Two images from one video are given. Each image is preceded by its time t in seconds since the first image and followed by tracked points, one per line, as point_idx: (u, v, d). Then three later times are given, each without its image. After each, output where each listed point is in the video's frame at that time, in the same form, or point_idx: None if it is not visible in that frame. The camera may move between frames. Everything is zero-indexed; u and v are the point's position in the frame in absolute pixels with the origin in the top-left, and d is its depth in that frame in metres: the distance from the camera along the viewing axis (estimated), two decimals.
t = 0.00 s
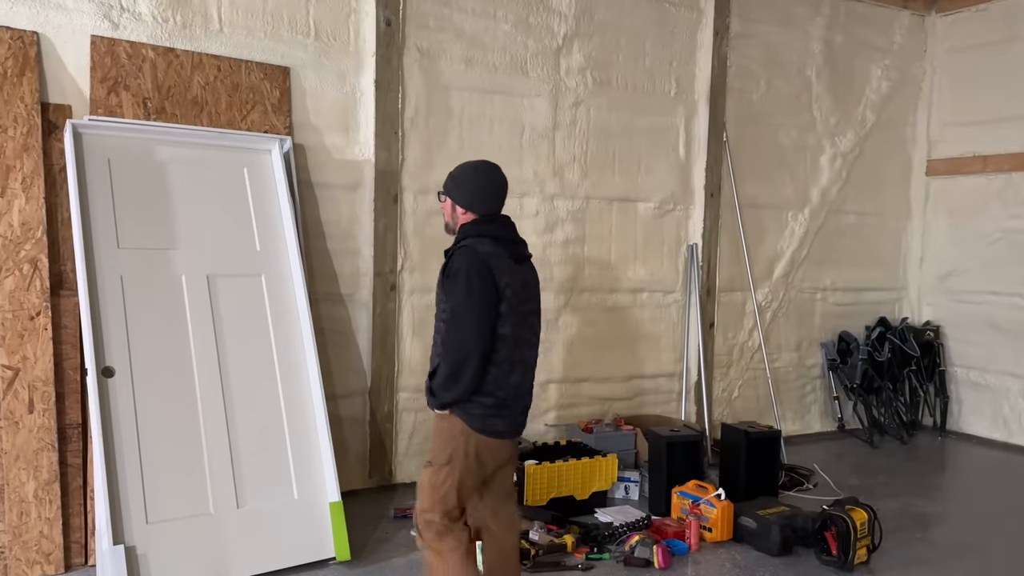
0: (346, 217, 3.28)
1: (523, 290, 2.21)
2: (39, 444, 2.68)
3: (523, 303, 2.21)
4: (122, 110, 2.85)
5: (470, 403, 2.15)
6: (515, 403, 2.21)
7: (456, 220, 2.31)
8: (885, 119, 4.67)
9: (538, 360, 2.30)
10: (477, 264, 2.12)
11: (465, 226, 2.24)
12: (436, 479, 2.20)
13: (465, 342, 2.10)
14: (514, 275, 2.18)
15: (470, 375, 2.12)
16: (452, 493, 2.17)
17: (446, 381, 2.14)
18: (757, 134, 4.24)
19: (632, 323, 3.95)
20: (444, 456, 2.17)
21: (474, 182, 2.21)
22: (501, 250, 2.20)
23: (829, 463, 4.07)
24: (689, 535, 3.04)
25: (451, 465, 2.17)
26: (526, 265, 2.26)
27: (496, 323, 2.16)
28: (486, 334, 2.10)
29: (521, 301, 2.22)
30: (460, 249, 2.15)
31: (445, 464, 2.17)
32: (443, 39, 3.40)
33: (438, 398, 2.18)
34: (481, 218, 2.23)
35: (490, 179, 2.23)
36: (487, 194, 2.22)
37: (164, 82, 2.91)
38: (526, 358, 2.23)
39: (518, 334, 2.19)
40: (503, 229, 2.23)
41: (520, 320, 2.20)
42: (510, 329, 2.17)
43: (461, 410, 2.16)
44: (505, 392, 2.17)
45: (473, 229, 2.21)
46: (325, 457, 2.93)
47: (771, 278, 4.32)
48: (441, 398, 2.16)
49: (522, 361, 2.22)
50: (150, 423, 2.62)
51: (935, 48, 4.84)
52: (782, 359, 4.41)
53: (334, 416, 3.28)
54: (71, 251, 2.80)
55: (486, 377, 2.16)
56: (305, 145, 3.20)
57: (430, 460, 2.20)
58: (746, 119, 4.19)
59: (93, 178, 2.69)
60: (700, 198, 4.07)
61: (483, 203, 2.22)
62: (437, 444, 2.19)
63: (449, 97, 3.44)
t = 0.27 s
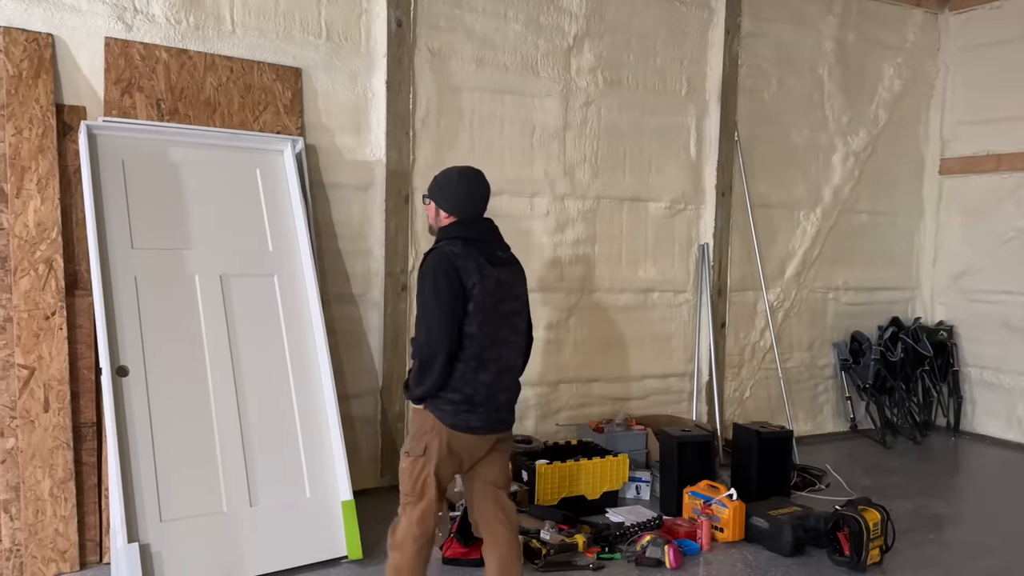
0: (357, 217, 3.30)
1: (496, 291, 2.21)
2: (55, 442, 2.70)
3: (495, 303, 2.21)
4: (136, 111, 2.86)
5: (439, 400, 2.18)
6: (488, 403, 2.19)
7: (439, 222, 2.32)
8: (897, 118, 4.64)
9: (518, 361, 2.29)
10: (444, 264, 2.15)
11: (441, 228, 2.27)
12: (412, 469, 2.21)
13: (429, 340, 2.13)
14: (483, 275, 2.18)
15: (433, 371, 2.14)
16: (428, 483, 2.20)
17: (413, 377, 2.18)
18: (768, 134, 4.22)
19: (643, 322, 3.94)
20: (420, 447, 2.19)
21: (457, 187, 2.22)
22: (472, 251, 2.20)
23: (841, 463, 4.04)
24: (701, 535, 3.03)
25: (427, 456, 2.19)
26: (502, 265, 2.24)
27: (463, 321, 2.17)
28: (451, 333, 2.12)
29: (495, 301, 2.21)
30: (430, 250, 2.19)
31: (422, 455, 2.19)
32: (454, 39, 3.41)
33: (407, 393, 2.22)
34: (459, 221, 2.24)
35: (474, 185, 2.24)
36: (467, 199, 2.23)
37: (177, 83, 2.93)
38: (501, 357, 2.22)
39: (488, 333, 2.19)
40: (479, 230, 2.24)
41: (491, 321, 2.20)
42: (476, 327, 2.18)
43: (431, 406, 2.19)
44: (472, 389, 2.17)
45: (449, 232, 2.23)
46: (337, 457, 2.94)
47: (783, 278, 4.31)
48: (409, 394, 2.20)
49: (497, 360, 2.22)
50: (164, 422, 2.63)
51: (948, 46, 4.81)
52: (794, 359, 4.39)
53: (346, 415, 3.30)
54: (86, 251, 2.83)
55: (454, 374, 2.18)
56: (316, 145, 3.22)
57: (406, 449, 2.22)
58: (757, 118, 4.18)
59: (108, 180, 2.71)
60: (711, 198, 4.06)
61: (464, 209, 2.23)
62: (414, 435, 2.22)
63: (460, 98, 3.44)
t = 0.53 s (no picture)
0: (372, 218, 3.31)
1: (460, 299, 2.21)
2: (73, 441, 2.72)
3: (459, 312, 2.21)
4: (153, 113, 2.88)
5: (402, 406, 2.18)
6: (450, 403, 2.21)
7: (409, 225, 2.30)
8: (913, 116, 4.61)
9: (481, 363, 2.30)
10: (409, 276, 2.13)
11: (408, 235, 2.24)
12: (376, 464, 2.21)
13: (394, 351, 2.12)
14: (448, 285, 2.16)
15: (395, 380, 2.14)
16: (392, 479, 2.20)
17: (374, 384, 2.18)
18: (782, 133, 4.20)
19: (656, 323, 3.93)
20: (382, 444, 2.19)
21: (425, 192, 2.19)
22: (437, 262, 2.18)
23: (857, 465, 4.02)
24: (716, 536, 3.02)
25: (390, 452, 2.19)
26: (469, 273, 2.24)
27: (426, 331, 2.16)
28: (413, 343, 2.12)
29: (459, 309, 2.21)
30: (397, 259, 2.17)
31: (384, 451, 2.19)
32: (468, 40, 3.42)
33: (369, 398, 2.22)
34: (425, 228, 2.21)
35: (445, 190, 2.22)
36: (435, 206, 2.19)
37: (193, 85, 2.95)
38: (463, 362, 2.23)
39: (451, 341, 2.19)
40: (446, 238, 2.22)
41: (454, 328, 2.20)
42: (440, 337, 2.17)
43: (394, 409, 2.19)
44: (435, 393, 2.18)
45: (416, 240, 2.21)
46: (352, 457, 2.94)
47: (798, 278, 4.29)
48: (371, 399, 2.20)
49: (460, 363, 2.23)
50: (180, 422, 2.65)
51: (964, 44, 4.76)
52: (809, 359, 4.37)
53: (360, 415, 3.31)
54: (103, 252, 2.85)
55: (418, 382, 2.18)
56: (331, 146, 3.23)
57: (369, 446, 2.21)
58: (771, 117, 4.16)
59: (125, 181, 2.74)
60: (725, 197, 4.04)
61: (432, 215, 2.20)
62: (377, 431, 2.21)
63: (473, 98, 3.45)
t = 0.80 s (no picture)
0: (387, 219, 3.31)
1: (443, 291, 2.41)
2: (92, 440, 2.75)
3: (442, 303, 2.41)
4: (170, 115, 2.90)
5: (392, 393, 2.37)
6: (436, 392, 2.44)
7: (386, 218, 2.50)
8: (930, 116, 4.57)
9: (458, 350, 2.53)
10: (398, 270, 2.31)
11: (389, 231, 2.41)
12: (372, 460, 2.39)
13: (387, 343, 2.30)
14: (435, 278, 2.37)
15: (390, 372, 2.32)
16: (390, 469, 2.40)
17: (368, 378, 2.33)
18: (798, 133, 4.18)
19: (671, 323, 3.92)
20: (377, 439, 2.38)
21: (402, 190, 2.38)
22: (422, 256, 2.37)
23: (874, 466, 3.99)
24: (732, 538, 3.01)
25: (385, 444, 2.38)
26: (449, 265, 2.45)
27: (416, 324, 2.36)
28: (404, 336, 2.31)
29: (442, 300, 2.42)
30: (383, 256, 2.33)
31: (380, 445, 2.38)
32: (482, 41, 3.43)
33: (360, 391, 2.37)
34: (404, 223, 2.39)
35: (419, 186, 2.41)
36: (413, 202, 2.40)
37: (210, 87, 2.97)
38: (445, 351, 2.45)
39: (437, 330, 2.41)
40: (427, 234, 2.42)
41: (438, 319, 2.41)
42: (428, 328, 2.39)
43: (384, 402, 2.38)
44: (423, 382, 2.40)
45: (398, 236, 2.39)
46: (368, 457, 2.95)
47: (814, 279, 4.26)
48: (363, 392, 2.36)
49: (443, 353, 2.45)
50: (198, 421, 2.67)
51: (982, 42, 4.72)
52: (825, 361, 4.35)
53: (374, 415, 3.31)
54: (122, 253, 2.87)
55: (407, 370, 2.38)
56: (346, 148, 3.24)
57: (363, 444, 2.38)
58: (786, 117, 4.14)
59: (143, 183, 2.76)
60: (741, 197, 4.03)
61: (409, 211, 2.40)
62: (369, 428, 2.39)
63: (488, 99, 3.45)
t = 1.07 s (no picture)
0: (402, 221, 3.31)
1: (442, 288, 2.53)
2: (111, 440, 2.78)
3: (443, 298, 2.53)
4: (188, 118, 2.92)
5: (404, 390, 2.43)
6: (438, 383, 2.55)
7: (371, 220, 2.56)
8: (948, 116, 4.53)
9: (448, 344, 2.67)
10: (406, 269, 2.39)
11: (384, 234, 2.47)
12: (388, 456, 2.42)
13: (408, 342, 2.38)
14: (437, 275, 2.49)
15: (410, 368, 2.39)
16: (403, 463, 2.44)
17: (387, 376, 2.37)
18: (814, 133, 4.15)
19: (687, 325, 3.91)
20: (391, 435, 2.41)
21: (388, 194, 2.45)
22: (423, 256, 2.50)
23: (891, 469, 3.96)
24: (748, 540, 3.00)
25: (398, 439, 2.43)
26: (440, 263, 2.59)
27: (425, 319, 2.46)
28: (420, 331, 2.39)
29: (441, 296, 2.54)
30: (391, 256, 2.40)
31: (393, 440, 2.42)
32: (497, 43, 3.43)
33: (375, 390, 2.39)
34: (400, 225, 2.48)
35: (404, 189, 2.48)
36: (403, 205, 2.47)
37: (227, 90, 2.99)
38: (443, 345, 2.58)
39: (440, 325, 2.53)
40: (420, 233, 2.52)
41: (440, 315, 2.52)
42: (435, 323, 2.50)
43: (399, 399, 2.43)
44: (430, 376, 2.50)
45: (391, 237, 2.46)
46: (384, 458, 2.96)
47: (831, 280, 4.24)
48: (379, 391, 2.38)
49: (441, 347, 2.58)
50: (216, 421, 2.69)
51: (1000, 41, 4.67)
52: (842, 363, 4.32)
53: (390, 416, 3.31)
54: (140, 255, 2.90)
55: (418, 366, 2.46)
56: (362, 150, 3.25)
57: (380, 440, 2.40)
58: (802, 117, 4.11)
59: (162, 186, 2.78)
60: (757, 198, 4.01)
61: (398, 214, 2.47)
62: (383, 424, 2.41)
63: (503, 101, 3.46)
